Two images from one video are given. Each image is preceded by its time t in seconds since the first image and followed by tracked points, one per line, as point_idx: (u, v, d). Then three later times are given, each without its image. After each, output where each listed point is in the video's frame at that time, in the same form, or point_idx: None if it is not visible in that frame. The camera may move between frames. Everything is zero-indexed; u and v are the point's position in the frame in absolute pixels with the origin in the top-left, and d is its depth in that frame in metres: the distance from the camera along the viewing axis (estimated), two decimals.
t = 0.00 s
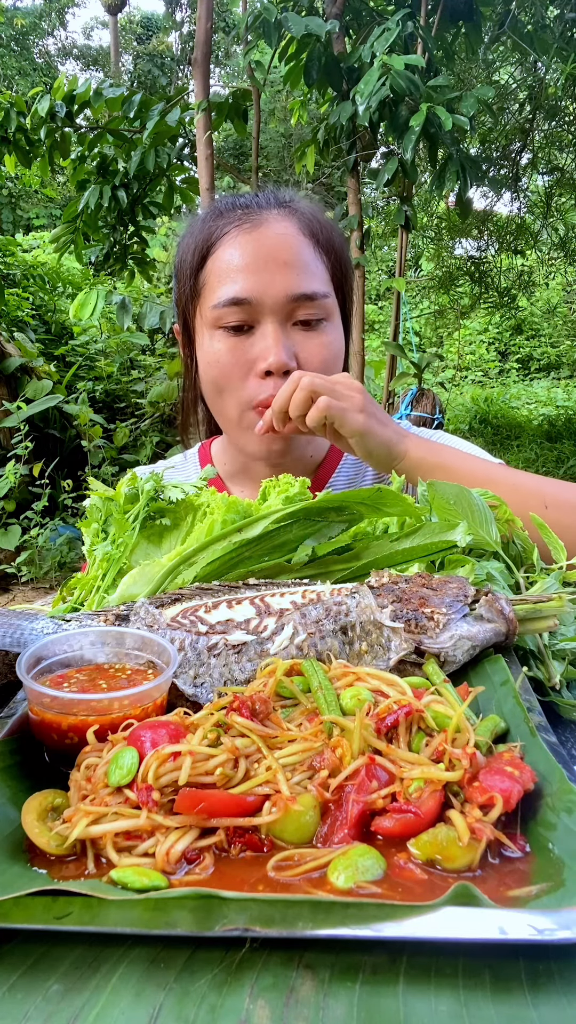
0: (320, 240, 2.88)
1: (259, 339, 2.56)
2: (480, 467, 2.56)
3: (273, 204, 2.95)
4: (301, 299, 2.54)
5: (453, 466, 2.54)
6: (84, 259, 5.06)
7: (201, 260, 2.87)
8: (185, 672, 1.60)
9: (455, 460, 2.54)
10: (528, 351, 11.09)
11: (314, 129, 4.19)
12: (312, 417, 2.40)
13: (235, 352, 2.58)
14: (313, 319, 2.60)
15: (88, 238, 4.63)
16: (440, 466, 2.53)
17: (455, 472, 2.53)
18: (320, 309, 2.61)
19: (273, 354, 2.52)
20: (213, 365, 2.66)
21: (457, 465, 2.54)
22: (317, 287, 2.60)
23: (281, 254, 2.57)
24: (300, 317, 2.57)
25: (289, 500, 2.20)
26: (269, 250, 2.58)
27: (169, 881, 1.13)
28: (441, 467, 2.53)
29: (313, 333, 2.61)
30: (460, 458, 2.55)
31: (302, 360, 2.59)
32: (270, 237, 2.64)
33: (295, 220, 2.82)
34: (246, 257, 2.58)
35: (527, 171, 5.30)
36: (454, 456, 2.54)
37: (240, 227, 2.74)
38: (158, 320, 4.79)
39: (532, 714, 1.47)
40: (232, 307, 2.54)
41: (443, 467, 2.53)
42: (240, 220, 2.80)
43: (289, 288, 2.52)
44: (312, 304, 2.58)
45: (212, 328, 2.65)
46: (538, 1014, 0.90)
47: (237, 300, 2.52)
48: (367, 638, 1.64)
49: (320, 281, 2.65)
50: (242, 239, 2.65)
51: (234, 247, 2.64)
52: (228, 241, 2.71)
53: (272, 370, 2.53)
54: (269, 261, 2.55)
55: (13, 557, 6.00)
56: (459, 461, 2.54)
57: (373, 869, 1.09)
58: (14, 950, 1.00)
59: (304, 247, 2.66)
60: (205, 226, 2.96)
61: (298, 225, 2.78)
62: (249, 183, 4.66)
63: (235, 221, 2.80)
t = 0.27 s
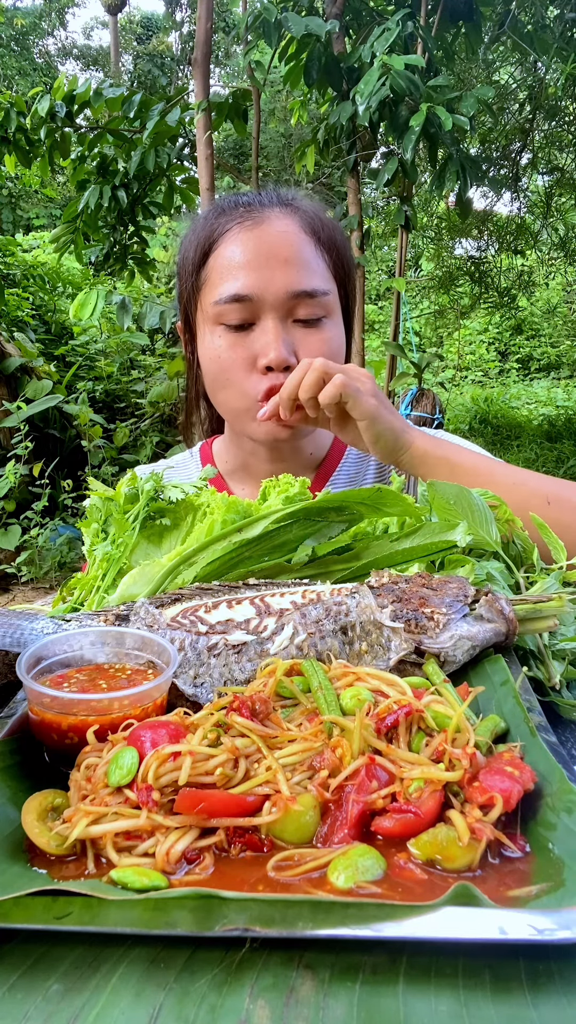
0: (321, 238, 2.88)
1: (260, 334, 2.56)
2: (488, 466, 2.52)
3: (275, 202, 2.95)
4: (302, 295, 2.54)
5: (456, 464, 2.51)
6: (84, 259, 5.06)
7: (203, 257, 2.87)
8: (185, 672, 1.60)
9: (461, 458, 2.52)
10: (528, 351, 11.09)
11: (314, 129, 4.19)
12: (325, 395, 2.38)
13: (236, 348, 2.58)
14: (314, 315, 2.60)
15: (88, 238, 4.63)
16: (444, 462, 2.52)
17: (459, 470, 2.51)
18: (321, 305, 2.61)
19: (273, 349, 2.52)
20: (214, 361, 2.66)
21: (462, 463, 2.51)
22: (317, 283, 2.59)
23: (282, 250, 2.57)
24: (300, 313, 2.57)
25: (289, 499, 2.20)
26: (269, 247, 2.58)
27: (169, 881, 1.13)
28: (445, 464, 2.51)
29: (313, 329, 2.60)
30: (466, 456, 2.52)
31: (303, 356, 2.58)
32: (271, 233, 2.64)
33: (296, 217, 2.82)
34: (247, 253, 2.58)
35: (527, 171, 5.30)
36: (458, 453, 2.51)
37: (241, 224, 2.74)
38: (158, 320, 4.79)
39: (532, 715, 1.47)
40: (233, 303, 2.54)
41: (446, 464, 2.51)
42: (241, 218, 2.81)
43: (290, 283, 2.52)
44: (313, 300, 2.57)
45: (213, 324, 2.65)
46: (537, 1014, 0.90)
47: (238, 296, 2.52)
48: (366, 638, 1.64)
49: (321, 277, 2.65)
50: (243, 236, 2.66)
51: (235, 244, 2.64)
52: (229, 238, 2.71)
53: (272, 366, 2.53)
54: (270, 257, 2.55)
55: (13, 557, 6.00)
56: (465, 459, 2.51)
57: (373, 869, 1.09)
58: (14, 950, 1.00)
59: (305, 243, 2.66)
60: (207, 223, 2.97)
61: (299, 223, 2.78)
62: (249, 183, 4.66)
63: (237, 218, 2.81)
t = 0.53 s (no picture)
0: (320, 240, 2.88)
1: (259, 338, 2.56)
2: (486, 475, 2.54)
3: (275, 205, 2.95)
4: (300, 298, 2.54)
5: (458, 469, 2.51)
6: (84, 259, 5.06)
7: (202, 259, 2.88)
8: (185, 672, 1.60)
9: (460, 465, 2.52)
10: (528, 351, 11.11)
11: (314, 129, 4.19)
12: (331, 394, 2.37)
13: (235, 351, 2.59)
14: (313, 318, 2.59)
15: (88, 238, 4.63)
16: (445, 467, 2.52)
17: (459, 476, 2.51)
18: (320, 308, 2.60)
19: (273, 353, 2.53)
20: (214, 365, 2.66)
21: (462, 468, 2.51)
22: (316, 286, 2.59)
23: (281, 254, 2.57)
24: (299, 315, 2.57)
25: (289, 500, 2.20)
26: (268, 251, 2.57)
27: (169, 880, 1.13)
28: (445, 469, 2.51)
29: (313, 332, 2.60)
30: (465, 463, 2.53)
31: (302, 359, 2.58)
32: (271, 237, 2.64)
33: (296, 220, 2.82)
34: (246, 256, 2.58)
35: (527, 171, 5.30)
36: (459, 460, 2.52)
37: (240, 227, 2.74)
38: (158, 321, 4.79)
39: (532, 714, 1.47)
40: (232, 306, 2.54)
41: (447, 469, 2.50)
42: (240, 221, 2.81)
43: (289, 287, 2.52)
44: (312, 303, 2.57)
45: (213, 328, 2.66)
46: (537, 1014, 0.90)
47: (237, 299, 2.52)
48: (366, 638, 1.64)
49: (320, 280, 2.65)
50: (243, 239, 2.66)
51: (234, 247, 2.65)
52: (228, 241, 2.71)
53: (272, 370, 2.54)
54: (269, 261, 2.55)
55: (13, 557, 6.00)
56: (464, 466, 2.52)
57: (373, 869, 1.09)
58: (14, 950, 1.00)
59: (304, 246, 2.66)
60: (206, 227, 2.97)
61: (298, 226, 2.78)
62: (249, 183, 4.66)
63: (236, 222, 2.81)
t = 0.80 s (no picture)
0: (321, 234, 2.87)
1: (259, 325, 2.55)
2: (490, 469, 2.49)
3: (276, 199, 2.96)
4: (300, 287, 2.54)
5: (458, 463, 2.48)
6: (84, 259, 5.06)
7: (204, 252, 2.89)
8: (185, 672, 1.60)
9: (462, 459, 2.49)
10: (528, 351, 11.11)
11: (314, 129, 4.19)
12: (334, 372, 2.38)
13: (235, 338, 2.58)
14: (312, 308, 2.59)
15: (88, 238, 4.63)
16: (445, 461, 2.49)
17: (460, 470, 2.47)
18: (320, 298, 2.60)
19: (271, 340, 2.52)
20: (213, 353, 2.66)
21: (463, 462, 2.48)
22: (315, 275, 2.59)
23: (281, 243, 2.57)
24: (299, 303, 2.56)
25: (289, 499, 2.20)
26: (269, 240, 2.58)
27: (169, 880, 1.13)
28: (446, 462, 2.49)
29: (312, 321, 2.59)
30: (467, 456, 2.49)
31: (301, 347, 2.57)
32: (271, 227, 2.64)
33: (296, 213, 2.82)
34: (246, 246, 2.59)
35: (527, 171, 5.30)
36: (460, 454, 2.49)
37: (241, 220, 2.75)
38: (158, 320, 4.79)
39: (532, 714, 1.47)
40: (232, 294, 2.54)
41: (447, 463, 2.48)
42: (242, 214, 2.82)
43: (288, 274, 2.52)
44: (311, 291, 2.57)
45: (213, 317, 2.66)
46: (537, 1014, 0.90)
47: (237, 286, 2.53)
48: (366, 638, 1.64)
49: (320, 271, 2.65)
50: (244, 229, 2.66)
51: (235, 237, 2.65)
52: (229, 232, 2.72)
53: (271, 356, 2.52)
54: (269, 249, 2.55)
55: (13, 557, 6.00)
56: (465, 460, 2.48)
57: (373, 869, 1.09)
58: (14, 950, 1.00)
59: (304, 237, 2.66)
60: (208, 220, 2.99)
61: (299, 219, 2.79)
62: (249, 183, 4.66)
63: (238, 214, 2.83)
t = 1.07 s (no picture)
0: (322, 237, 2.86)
1: (256, 326, 2.55)
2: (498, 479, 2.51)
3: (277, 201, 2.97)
4: (298, 288, 2.52)
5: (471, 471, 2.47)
6: (84, 259, 5.06)
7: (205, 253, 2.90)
8: (185, 671, 1.60)
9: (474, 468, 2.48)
10: (528, 351, 11.11)
11: (314, 129, 4.19)
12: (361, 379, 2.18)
13: (233, 338, 2.58)
14: (310, 309, 2.56)
15: (88, 239, 4.63)
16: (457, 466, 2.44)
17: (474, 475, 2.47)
18: (319, 299, 2.58)
19: (268, 340, 2.51)
20: (212, 353, 2.66)
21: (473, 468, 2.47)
22: (315, 277, 2.58)
23: (280, 244, 2.57)
24: (296, 305, 2.54)
25: (289, 500, 2.20)
26: (268, 241, 2.58)
27: (169, 881, 1.13)
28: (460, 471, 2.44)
29: (310, 322, 2.57)
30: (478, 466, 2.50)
31: (299, 348, 2.55)
32: (272, 229, 2.64)
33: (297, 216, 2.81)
34: (246, 247, 2.58)
35: (527, 171, 5.30)
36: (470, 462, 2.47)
37: (242, 221, 2.75)
38: (158, 320, 4.79)
39: (532, 714, 1.47)
40: (231, 294, 2.54)
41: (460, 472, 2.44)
42: (242, 216, 2.82)
43: (286, 276, 2.51)
44: (309, 293, 2.55)
45: (213, 317, 2.66)
46: (537, 1014, 0.90)
47: (236, 287, 2.52)
48: (366, 638, 1.64)
49: (320, 273, 2.63)
50: (244, 231, 2.67)
51: (235, 239, 2.66)
52: (230, 233, 2.73)
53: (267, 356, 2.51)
54: (268, 250, 2.55)
55: (13, 557, 6.00)
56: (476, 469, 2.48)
57: (373, 869, 1.09)
58: (14, 950, 1.00)
59: (304, 239, 2.65)
60: (210, 221, 2.99)
61: (299, 221, 2.78)
62: (249, 183, 4.66)
63: (238, 215, 2.83)
